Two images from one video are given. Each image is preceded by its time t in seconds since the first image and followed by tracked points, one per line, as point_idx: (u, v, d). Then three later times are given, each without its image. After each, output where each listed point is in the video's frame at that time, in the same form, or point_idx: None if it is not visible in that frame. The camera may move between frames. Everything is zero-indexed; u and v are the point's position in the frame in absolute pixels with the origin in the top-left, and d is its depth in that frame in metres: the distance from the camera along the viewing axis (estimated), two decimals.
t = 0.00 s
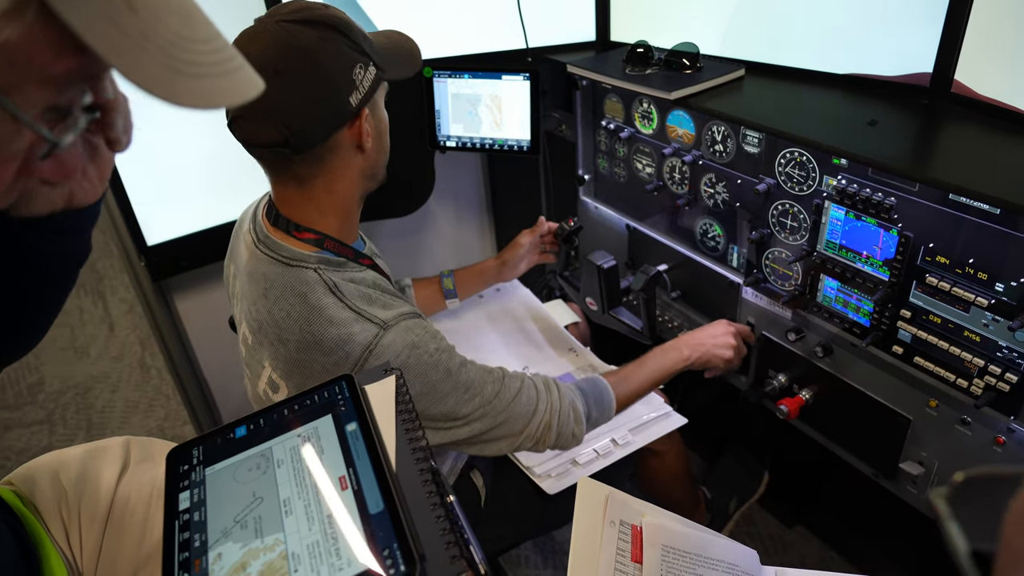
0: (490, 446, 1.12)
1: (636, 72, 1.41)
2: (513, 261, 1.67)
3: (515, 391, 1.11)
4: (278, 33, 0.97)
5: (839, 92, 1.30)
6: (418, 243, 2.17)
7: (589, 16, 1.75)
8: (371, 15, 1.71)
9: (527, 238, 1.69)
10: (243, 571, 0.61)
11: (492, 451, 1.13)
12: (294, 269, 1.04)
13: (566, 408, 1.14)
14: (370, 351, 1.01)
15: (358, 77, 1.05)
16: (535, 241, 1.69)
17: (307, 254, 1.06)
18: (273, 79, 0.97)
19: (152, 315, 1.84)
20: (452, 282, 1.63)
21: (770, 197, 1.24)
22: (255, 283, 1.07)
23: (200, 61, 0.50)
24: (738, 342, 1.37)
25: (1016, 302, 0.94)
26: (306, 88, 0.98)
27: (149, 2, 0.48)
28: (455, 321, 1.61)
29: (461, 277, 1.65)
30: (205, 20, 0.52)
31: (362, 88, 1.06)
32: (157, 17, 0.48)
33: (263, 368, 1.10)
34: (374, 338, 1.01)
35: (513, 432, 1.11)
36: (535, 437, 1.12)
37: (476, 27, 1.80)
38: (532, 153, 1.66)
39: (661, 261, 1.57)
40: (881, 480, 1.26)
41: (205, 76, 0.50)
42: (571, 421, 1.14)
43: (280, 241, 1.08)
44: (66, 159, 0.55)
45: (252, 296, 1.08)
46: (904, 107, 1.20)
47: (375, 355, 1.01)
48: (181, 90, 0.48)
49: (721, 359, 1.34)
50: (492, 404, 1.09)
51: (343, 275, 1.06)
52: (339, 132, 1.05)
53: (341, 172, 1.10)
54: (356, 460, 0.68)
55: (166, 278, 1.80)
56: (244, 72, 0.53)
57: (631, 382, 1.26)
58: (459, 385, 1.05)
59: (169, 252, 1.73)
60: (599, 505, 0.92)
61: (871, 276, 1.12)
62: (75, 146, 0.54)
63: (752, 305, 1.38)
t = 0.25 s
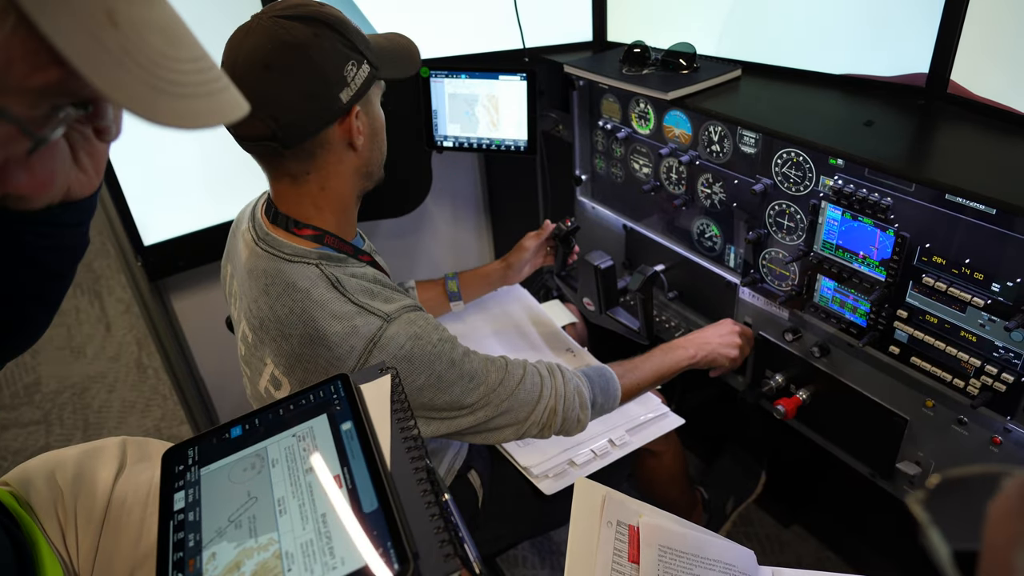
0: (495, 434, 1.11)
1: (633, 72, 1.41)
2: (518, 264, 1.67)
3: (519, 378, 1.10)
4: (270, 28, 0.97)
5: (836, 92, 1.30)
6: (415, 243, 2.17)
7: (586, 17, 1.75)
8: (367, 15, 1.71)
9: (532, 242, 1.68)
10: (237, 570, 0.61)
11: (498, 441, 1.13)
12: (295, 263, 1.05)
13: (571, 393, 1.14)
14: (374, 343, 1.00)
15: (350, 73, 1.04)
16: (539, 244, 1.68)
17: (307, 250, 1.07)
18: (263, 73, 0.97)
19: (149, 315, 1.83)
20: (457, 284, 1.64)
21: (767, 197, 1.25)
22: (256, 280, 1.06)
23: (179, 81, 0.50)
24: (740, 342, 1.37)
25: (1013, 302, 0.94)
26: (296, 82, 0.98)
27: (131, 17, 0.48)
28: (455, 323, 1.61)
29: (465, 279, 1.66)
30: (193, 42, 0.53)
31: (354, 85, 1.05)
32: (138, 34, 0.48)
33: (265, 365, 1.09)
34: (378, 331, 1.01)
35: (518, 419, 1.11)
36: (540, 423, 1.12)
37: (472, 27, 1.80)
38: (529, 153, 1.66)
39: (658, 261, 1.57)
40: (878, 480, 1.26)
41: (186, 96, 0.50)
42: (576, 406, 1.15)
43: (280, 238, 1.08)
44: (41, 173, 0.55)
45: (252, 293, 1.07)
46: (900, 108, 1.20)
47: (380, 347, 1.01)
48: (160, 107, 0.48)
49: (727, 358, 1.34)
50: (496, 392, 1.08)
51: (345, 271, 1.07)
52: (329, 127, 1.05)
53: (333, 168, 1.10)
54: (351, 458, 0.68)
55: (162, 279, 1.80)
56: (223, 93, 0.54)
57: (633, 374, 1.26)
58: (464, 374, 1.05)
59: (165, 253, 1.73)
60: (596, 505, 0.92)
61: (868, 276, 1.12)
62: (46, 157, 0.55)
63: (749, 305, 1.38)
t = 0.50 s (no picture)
0: (493, 432, 1.11)
1: (631, 72, 1.41)
2: (518, 266, 1.66)
3: (517, 376, 1.11)
4: (259, 29, 0.98)
5: (834, 92, 1.30)
6: (415, 242, 2.17)
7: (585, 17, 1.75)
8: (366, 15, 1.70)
9: (532, 244, 1.67)
10: (235, 571, 0.61)
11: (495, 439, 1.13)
12: (294, 261, 1.05)
13: (570, 392, 1.14)
14: (372, 340, 1.00)
15: (326, 89, 1.00)
16: (539, 246, 1.68)
17: (305, 248, 1.07)
18: (237, 73, 1.00)
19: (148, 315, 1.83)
20: (456, 285, 1.64)
21: (766, 197, 1.25)
22: (254, 278, 1.06)
23: (172, 93, 0.49)
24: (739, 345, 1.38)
25: (1011, 303, 0.94)
26: (263, 87, 0.99)
27: (125, 29, 0.47)
28: (455, 323, 1.61)
29: (465, 280, 1.66)
30: (188, 55, 0.52)
31: (328, 101, 1.01)
32: (131, 44, 0.47)
33: (263, 363, 1.09)
34: (376, 328, 1.01)
35: (516, 418, 1.11)
36: (538, 421, 1.12)
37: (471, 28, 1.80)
38: (527, 153, 1.66)
39: (657, 261, 1.57)
40: (877, 480, 1.27)
41: (179, 110, 0.49)
42: (575, 406, 1.14)
43: (279, 236, 1.08)
44: (32, 181, 0.56)
45: (250, 290, 1.07)
46: (899, 108, 1.20)
47: (378, 344, 1.00)
48: (149, 120, 0.48)
49: (727, 364, 1.35)
50: (495, 390, 1.09)
51: (343, 268, 1.07)
52: (298, 140, 1.04)
53: (311, 176, 1.09)
54: (350, 459, 0.68)
55: (160, 279, 1.79)
56: (219, 105, 0.53)
57: (632, 377, 1.26)
58: (462, 371, 1.05)
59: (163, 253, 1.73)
60: (595, 505, 0.92)
61: (866, 276, 1.12)
62: (36, 166, 0.55)
63: (748, 306, 1.38)
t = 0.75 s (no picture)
0: (497, 426, 1.11)
1: (631, 72, 1.41)
2: (519, 264, 1.66)
3: (520, 369, 1.11)
4: (265, 32, 0.98)
5: (834, 92, 1.31)
6: (414, 242, 2.17)
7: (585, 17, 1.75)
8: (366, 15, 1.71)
9: (534, 241, 1.67)
10: (238, 570, 0.61)
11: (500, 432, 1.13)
12: (295, 260, 1.05)
13: (573, 382, 1.14)
14: (374, 338, 1.00)
15: (329, 93, 1.00)
16: (541, 245, 1.68)
17: (306, 247, 1.07)
18: (243, 74, 1.00)
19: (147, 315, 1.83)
20: (459, 281, 1.64)
21: (765, 197, 1.25)
22: (255, 276, 1.06)
23: (177, 95, 0.49)
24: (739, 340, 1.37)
25: (1010, 303, 0.94)
26: (268, 89, 0.99)
27: (128, 31, 0.47)
28: (456, 321, 1.61)
29: (468, 277, 1.66)
30: (196, 56, 0.52)
31: (332, 106, 1.01)
32: (135, 46, 0.47)
33: (264, 361, 1.09)
34: (378, 326, 1.01)
35: (521, 411, 1.11)
36: (543, 414, 1.12)
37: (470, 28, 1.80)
38: (527, 153, 1.66)
39: (657, 261, 1.58)
40: (876, 480, 1.27)
41: (185, 112, 0.50)
42: (579, 394, 1.15)
43: (280, 235, 1.08)
44: (39, 186, 0.55)
45: (252, 289, 1.07)
46: (898, 108, 1.20)
47: (380, 343, 1.01)
48: (154, 122, 0.48)
49: (727, 356, 1.35)
50: (498, 383, 1.09)
51: (344, 267, 1.07)
52: (301, 142, 1.04)
53: (315, 178, 1.09)
54: (353, 461, 0.68)
55: (160, 279, 1.79)
56: (227, 107, 0.53)
57: (633, 368, 1.26)
58: (465, 367, 1.05)
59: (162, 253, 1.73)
60: (594, 504, 0.92)
61: (866, 276, 1.12)
62: (43, 170, 0.55)
63: (747, 305, 1.38)
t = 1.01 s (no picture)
0: (497, 425, 1.11)
1: (630, 72, 1.41)
2: (520, 265, 1.66)
3: (519, 367, 1.10)
4: (263, 34, 0.98)
5: (833, 93, 1.31)
6: (414, 242, 2.17)
7: (584, 18, 1.75)
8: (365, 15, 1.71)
9: (534, 244, 1.67)
10: (239, 569, 0.61)
11: (499, 431, 1.13)
12: (294, 261, 1.05)
13: (571, 379, 1.14)
14: (373, 339, 1.00)
15: (328, 95, 1.00)
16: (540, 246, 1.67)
17: (305, 248, 1.07)
18: (242, 75, 1.00)
19: (146, 315, 1.83)
20: (460, 283, 1.64)
21: (765, 198, 1.25)
22: (254, 277, 1.06)
23: (182, 91, 0.49)
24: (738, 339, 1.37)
25: (1009, 303, 0.94)
26: (266, 92, 0.99)
27: (133, 27, 0.47)
28: (456, 321, 1.62)
29: (469, 279, 1.66)
30: (203, 53, 0.52)
31: (331, 107, 1.01)
32: (140, 42, 0.47)
33: (263, 363, 1.09)
34: (377, 327, 1.01)
35: (520, 409, 1.10)
36: (542, 412, 1.12)
37: (470, 28, 1.80)
38: (527, 153, 1.66)
39: (656, 261, 1.58)
40: (875, 480, 1.27)
41: (189, 108, 0.49)
42: (578, 393, 1.14)
43: (279, 236, 1.08)
44: (48, 186, 0.57)
45: (251, 291, 1.07)
46: (897, 109, 1.20)
47: (379, 344, 1.00)
48: (159, 118, 0.48)
49: (727, 353, 1.34)
50: (497, 382, 1.09)
51: (342, 268, 1.07)
52: (299, 144, 1.04)
53: (314, 180, 1.09)
54: (355, 462, 0.69)
55: (159, 280, 1.79)
56: (233, 105, 0.53)
57: (632, 365, 1.25)
58: (464, 367, 1.05)
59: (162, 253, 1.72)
60: (594, 505, 0.92)
61: (865, 277, 1.12)
62: (51, 167, 0.56)
63: (746, 306, 1.38)
